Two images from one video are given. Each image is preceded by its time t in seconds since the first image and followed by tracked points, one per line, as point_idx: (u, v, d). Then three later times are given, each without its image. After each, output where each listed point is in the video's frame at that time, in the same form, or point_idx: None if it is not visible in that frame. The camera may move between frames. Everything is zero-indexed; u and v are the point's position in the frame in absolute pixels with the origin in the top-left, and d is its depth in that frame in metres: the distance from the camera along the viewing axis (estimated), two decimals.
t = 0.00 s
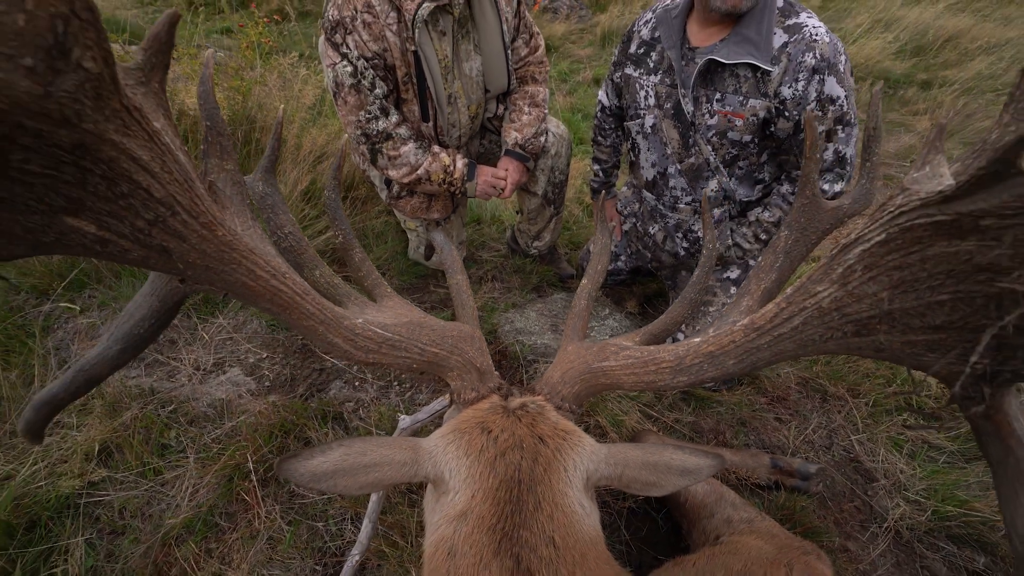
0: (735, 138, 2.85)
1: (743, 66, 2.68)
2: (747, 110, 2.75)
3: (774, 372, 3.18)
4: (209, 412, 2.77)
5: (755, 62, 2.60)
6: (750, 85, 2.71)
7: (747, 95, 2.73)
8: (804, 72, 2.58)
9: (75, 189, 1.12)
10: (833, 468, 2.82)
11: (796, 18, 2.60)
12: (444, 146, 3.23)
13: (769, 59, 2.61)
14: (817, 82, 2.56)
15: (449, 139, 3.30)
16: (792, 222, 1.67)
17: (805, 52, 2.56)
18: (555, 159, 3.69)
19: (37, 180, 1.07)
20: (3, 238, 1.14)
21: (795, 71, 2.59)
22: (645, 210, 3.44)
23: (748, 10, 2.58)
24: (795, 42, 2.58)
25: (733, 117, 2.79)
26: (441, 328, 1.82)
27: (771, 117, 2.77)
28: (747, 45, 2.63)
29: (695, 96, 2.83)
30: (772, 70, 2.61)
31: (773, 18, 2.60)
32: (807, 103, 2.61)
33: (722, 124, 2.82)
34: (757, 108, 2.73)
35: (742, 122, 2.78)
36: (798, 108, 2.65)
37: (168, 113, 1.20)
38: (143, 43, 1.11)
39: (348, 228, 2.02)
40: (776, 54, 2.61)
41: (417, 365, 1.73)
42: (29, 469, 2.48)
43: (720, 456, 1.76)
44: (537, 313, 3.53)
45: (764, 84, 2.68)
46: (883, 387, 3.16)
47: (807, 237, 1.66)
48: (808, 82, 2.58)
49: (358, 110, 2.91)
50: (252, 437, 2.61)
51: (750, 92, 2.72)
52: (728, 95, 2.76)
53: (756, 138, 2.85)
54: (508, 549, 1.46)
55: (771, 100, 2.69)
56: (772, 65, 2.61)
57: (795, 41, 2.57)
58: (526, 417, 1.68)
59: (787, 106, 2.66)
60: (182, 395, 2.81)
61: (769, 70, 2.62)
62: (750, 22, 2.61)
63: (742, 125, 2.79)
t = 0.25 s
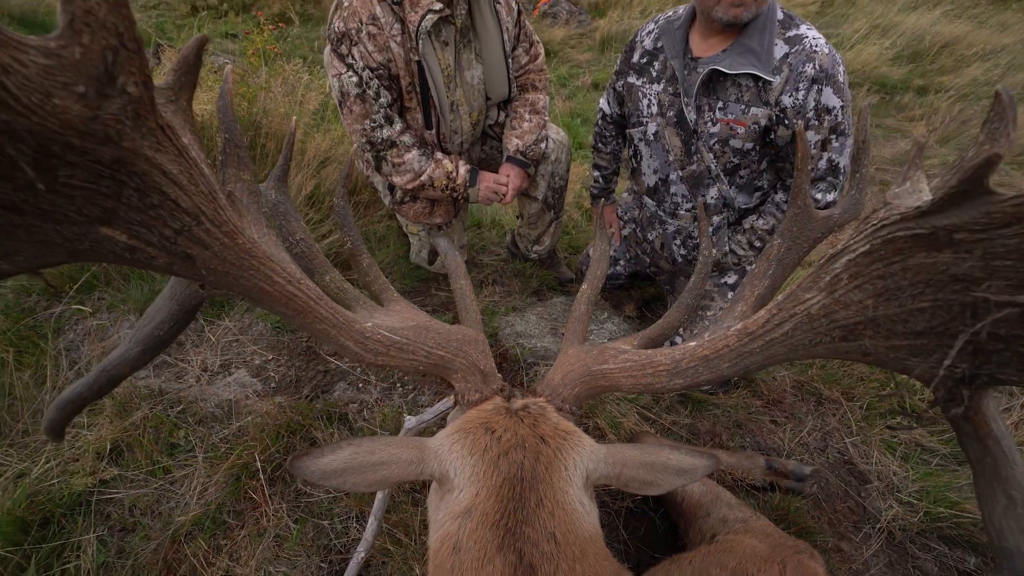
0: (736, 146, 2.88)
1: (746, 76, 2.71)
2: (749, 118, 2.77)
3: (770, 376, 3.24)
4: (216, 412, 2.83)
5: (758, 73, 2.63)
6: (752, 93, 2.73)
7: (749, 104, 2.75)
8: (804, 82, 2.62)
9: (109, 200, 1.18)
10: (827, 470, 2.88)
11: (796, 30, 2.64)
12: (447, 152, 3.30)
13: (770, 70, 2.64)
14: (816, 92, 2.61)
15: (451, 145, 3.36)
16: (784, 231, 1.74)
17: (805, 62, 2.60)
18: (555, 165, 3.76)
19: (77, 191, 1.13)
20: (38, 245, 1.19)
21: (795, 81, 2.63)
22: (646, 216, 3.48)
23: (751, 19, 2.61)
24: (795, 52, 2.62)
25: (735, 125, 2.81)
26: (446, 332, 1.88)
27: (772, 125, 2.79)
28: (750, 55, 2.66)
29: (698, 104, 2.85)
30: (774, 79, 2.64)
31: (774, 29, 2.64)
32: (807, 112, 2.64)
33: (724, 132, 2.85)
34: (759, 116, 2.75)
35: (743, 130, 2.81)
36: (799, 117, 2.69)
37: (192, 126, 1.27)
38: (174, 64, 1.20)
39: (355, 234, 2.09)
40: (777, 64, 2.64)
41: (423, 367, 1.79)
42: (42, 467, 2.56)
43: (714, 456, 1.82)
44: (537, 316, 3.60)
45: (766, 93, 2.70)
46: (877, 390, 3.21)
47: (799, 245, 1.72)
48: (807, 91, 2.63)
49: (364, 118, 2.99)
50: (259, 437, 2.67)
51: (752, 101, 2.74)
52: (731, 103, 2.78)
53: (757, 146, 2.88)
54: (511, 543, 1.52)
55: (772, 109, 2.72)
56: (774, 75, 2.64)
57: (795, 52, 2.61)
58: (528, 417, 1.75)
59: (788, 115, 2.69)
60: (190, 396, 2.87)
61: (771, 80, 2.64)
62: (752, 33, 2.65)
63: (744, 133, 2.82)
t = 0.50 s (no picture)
0: (732, 152, 2.94)
1: (740, 84, 2.78)
2: (743, 125, 2.84)
3: (765, 375, 3.30)
4: (222, 415, 2.88)
5: (751, 81, 2.71)
6: (747, 101, 2.80)
7: (743, 111, 2.82)
8: (797, 90, 2.68)
9: (131, 213, 1.24)
10: (822, 467, 2.94)
11: (789, 40, 2.72)
12: (446, 158, 3.36)
13: (764, 78, 2.71)
14: (808, 100, 2.68)
15: (451, 151, 3.43)
16: (775, 235, 1.80)
17: (798, 71, 2.67)
18: (553, 170, 3.82)
19: (104, 207, 1.20)
20: (64, 255, 1.25)
21: (788, 89, 2.70)
22: (644, 220, 3.54)
23: (745, 29, 2.68)
24: (788, 61, 2.69)
25: (730, 132, 2.88)
26: (449, 335, 1.94)
27: (766, 132, 2.86)
28: (744, 64, 2.73)
29: (695, 111, 2.92)
30: (768, 87, 2.71)
31: (768, 39, 2.71)
32: (799, 120, 2.71)
33: (720, 138, 2.91)
34: (753, 123, 2.82)
35: (738, 136, 2.88)
36: (792, 124, 2.75)
37: (209, 142, 1.33)
38: (192, 84, 1.26)
39: (360, 240, 2.15)
40: (771, 73, 2.71)
41: (427, 369, 1.85)
42: (52, 471, 2.61)
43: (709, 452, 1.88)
44: (537, 318, 3.66)
45: (760, 101, 2.77)
46: (871, 388, 3.28)
47: (788, 249, 1.79)
48: (800, 99, 2.69)
49: (365, 125, 3.05)
50: (266, 438, 2.73)
51: (746, 108, 2.81)
52: (726, 110, 2.85)
53: (752, 152, 2.94)
54: (513, 538, 1.58)
55: (766, 116, 2.79)
56: (767, 83, 2.71)
57: (788, 61, 2.69)
58: (529, 416, 1.81)
59: (780, 122, 2.76)
60: (196, 399, 2.92)
61: (765, 88, 2.71)
62: (746, 43, 2.72)
63: (739, 139, 2.88)
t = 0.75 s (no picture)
0: (724, 156, 2.99)
1: (732, 90, 2.84)
2: (735, 130, 2.89)
3: (758, 373, 3.36)
4: (226, 414, 2.94)
5: (743, 87, 2.77)
6: (738, 106, 2.86)
7: (735, 116, 2.87)
8: (786, 96, 2.74)
9: (148, 221, 1.29)
10: (813, 463, 3.00)
11: (780, 47, 2.78)
12: (446, 160, 3.42)
13: (755, 84, 2.77)
14: (797, 105, 2.73)
15: (450, 153, 3.48)
16: (764, 238, 1.86)
17: (787, 77, 2.73)
18: (551, 172, 3.89)
19: (125, 216, 1.25)
20: (86, 261, 1.29)
21: (778, 95, 2.76)
22: (640, 223, 3.60)
23: (736, 37, 2.76)
24: (778, 68, 2.75)
25: (723, 137, 2.94)
26: (448, 335, 2.00)
27: (757, 137, 2.92)
28: (736, 71, 2.80)
29: (688, 116, 2.98)
30: (758, 94, 2.77)
31: (759, 46, 2.78)
32: (788, 125, 2.76)
33: (713, 142, 2.97)
34: (744, 128, 2.88)
35: (730, 141, 2.93)
36: (782, 129, 2.80)
37: (220, 152, 1.40)
38: (205, 97, 1.32)
39: (362, 243, 2.21)
40: (761, 79, 2.78)
41: (427, 368, 1.91)
42: (58, 468, 2.67)
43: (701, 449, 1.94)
44: (534, 318, 3.72)
45: (751, 106, 2.83)
46: (862, 387, 3.35)
47: (776, 252, 1.85)
48: (789, 105, 2.75)
49: (366, 129, 3.10)
50: (269, 436, 2.79)
51: (738, 113, 2.87)
52: (718, 115, 2.91)
53: (744, 156, 3.00)
54: (511, 531, 1.64)
55: (757, 121, 2.84)
56: (758, 89, 2.78)
57: (778, 68, 2.75)
58: (526, 414, 1.87)
59: (770, 127, 2.82)
60: (200, 398, 2.98)
61: (755, 94, 2.78)
62: (738, 50, 2.79)
63: (731, 144, 2.94)
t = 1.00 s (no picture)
0: (718, 161, 3.06)
1: (725, 97, 2.91)
2: (728, 136, 2.96)
3: (754, 374, 3.41)
4: (231, 413, 3.00)
5: (734, 94, 2.83)
6: (730, 113, 2.92)
7: (727, 123, 2.94)
8: (777, 102, 2.80)
9: (168, 228, 1.34)
10: (807, 462, 3.05)
11: (772, 54, 2.84)
12: (446, 164, 3.48)
13: (747, 91, 2.84)
14: (788, 112, 2.79)
15: (450, 157, 3.55)
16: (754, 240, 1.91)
17: (778, 84, 2.79)
18: (549, 176, 3.95)
19: (149, 224, 1.30)
20: (109, 267, 1.34)
21: (769, 102, 2.82)
22: (636, 226, 3.66)
23: (728, 45, 2.84)
24: (769, 75, 2.81)
25: (716, 142, 3.00)
26: (449, 336, 2.05)
27: (749, 142, 2.98)
28: (728, 78, 2.86)
29: (682, 122, 3.05)
30: (750, 101, 2.83)
31: (751, 53, 2.84)
32: (780, 131, 2.82)
33: (706, 148, 3.03)
34: (737, 134, 2.94)
35: (723, 146, 3.00)
36: (773, 135, 2.86)
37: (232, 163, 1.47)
38: (221, 111, 1.37)
39: (365, 247, 2.27)
40: (753, 86, 2.84)
41: (428, 369, 1.97)
42: (68, 466, 2.73)
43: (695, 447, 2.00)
44: (533, 320, 3.79)
45: (743, 112, 2.89)
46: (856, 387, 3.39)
47: (767, 255, 1.88)
48: (780, 111, 2.80)
49: (368, 134, 3.16)
50: (273, 435, 2.85)
51: (730, 120, 2.93)
52: (711, 122, 2.97)
53: (736, 161, 3.06)
54: (509, 524, 1.70)
55: (749, 127, 2.90)
56: (750, 96, 2.83)
57: (769, 75, 2.81)
58: (524, 413, 1.92)
59: (762, 133, 2.88)
60: (205, 397, 3.04)
61: (747, 101, 2.84)
62: (730, 57, 2.85)
63: (724, 149, 3.00)
